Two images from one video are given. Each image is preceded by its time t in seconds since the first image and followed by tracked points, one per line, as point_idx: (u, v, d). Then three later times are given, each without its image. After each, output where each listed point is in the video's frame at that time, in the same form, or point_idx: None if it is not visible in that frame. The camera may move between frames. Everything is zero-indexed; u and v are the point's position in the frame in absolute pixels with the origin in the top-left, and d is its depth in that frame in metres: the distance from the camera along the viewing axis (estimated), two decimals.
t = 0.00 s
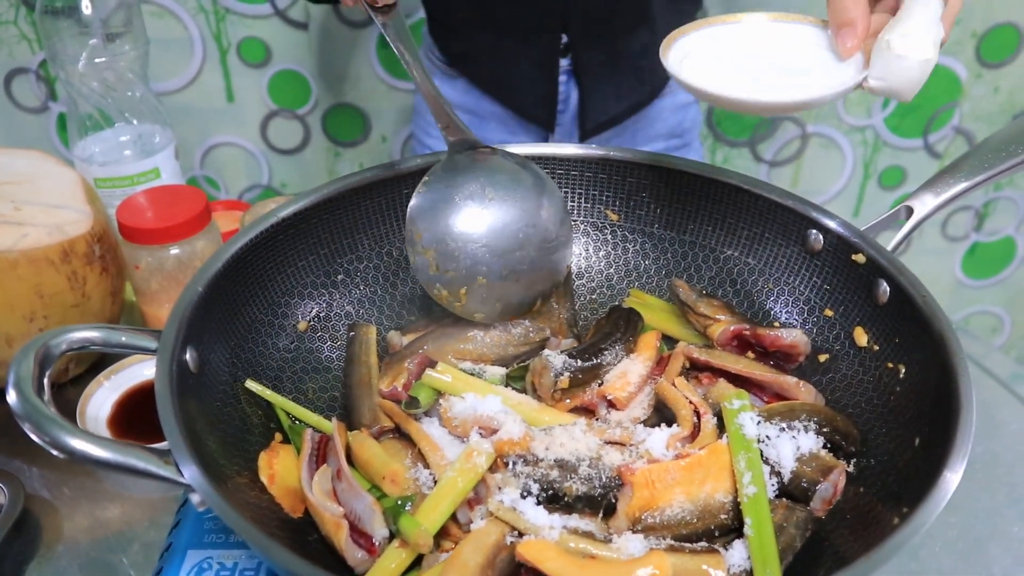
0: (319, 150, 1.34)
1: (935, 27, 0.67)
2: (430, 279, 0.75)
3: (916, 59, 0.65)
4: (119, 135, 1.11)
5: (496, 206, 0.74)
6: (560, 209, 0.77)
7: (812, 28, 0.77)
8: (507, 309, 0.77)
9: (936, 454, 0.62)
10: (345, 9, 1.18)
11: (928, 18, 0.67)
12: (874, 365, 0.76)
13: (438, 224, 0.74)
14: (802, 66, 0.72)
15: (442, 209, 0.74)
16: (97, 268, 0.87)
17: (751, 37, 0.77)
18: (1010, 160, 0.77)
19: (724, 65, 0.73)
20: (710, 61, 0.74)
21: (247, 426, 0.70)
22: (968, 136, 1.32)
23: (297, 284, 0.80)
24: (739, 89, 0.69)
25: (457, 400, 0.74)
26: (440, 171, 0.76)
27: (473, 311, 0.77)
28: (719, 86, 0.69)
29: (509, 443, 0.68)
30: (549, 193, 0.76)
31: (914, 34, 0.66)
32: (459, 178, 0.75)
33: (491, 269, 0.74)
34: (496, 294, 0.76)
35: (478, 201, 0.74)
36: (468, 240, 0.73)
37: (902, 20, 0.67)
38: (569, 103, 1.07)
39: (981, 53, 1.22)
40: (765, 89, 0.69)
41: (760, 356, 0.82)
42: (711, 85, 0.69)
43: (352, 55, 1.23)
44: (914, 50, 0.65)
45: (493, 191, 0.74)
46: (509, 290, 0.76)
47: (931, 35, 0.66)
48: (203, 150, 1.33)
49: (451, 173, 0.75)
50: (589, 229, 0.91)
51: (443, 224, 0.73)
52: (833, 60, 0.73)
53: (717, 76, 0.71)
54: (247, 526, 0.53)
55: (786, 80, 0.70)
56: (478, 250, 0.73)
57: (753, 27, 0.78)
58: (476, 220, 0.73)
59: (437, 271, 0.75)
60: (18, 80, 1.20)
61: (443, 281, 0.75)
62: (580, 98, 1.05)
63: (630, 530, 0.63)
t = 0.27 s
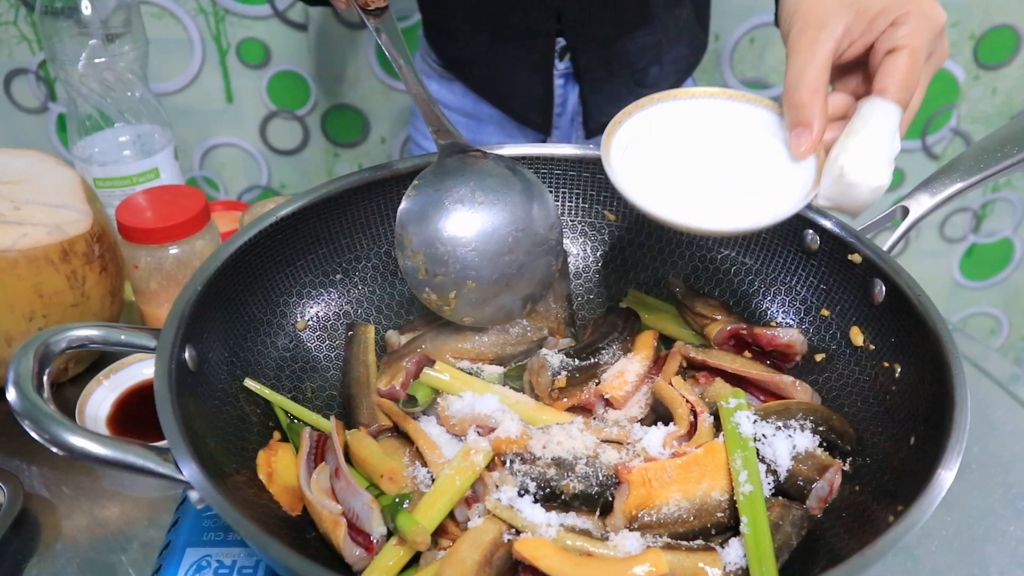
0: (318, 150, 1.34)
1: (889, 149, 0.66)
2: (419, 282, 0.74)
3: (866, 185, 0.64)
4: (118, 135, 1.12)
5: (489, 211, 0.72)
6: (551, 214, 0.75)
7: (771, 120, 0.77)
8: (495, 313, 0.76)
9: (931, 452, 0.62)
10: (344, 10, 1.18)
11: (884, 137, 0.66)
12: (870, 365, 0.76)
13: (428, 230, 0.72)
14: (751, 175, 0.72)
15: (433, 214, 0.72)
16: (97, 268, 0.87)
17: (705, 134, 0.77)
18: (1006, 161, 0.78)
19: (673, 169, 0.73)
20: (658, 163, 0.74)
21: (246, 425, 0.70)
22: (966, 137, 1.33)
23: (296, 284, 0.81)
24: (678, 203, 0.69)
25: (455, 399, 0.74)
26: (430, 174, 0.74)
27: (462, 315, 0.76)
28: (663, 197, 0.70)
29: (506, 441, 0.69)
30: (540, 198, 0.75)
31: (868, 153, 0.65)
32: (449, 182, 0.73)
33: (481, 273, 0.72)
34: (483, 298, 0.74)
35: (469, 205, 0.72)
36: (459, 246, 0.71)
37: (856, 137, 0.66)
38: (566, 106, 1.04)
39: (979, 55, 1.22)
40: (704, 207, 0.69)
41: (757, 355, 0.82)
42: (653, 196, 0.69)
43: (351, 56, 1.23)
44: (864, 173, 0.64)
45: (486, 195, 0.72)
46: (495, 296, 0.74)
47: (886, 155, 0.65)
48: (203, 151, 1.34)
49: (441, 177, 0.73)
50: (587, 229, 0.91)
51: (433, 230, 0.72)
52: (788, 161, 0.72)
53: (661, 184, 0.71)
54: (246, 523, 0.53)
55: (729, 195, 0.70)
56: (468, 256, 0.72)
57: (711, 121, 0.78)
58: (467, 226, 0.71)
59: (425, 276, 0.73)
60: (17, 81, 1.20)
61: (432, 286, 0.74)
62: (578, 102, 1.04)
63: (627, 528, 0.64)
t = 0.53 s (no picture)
0: (318, 151, 1.35)
1: (846, 230, 0.67)
2: (395, 273, 0.75)
3: (821, 275, 0.65)
4: (120, 135, 1.12)
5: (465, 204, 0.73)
6: (531, 210, 0.77)
7: (730, 191, 0.78)
8: (472, 305, 0.77)
9: (931, 450, 0.62)
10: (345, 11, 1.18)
11: (838, 224, 0.67)
12: (870, 363, 0.76)
13: (407, 221, 0.73)
14: (712, 254, 0.74)
15: (411, 205, 0.74)
16: (99, 267, 0.88)
17: (664, 211, 0.78)
18: (1005, 161, 0.78)
19: (633, 252, 0.75)
20: (620, 250, 0.75)
21: (248, 423, 0.70)
22: (966, 138, 1.33)
23: (298, 283, 0.81)
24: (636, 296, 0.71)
25: (456, 397, 0.74)
26: (411, 167, 0.76)
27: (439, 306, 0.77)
28: (621, 290, 0.72)
29: (507, 439, 0.69)
30: (520, 194, 0.76)
31: (822, 243, 0.66)
32: (428, 174, 0.75)
33: (457, 264, 0.74)
34: (461, 290, 0.75)
35: (447, 196, 0.74)
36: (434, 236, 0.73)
37: (811, 226, 0.67)
38: (564, 108, 1.04)
39: (979, 56, 1.23)
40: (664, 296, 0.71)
41: (758, 354, 0.82)
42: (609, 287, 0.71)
43: (352, 56, 1.23)
44: (819, 263, 0.65)
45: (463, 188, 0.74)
46: (471, 287, 0.75)
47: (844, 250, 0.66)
48: (204, 151, 1.34)
49: (421, 170, 0.75)
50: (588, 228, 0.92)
51: (411, 221, 0.73)
52: (742, 244, 0.74)
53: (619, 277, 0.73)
54: (249, 519, 0.53)
55: (689, 282, 0.72)
56: (444, 247, 0.73)
57: (668, 196, 0.79)
58: (446, 220, 0.73)
59: (403, 267, 0.74)
60: (19, 81, 1.20)
61: (409, 276, 0.74)
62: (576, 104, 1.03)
63: (628, 526, 0.64)
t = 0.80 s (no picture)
0: (318, 150, 1.35)
1: (813, 235, 0.68)
2: (381, 266, 0.72)
3: (786, 281, 0.65)
4: (119, 134, 1.12)
5: (451, 197, 0.71)
6: (520, 205, 0.75)
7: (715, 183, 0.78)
8: (458, 299, 0.74)
9: (929, 449, 0.62)
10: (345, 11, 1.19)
11: (806, 230, 0.67)
12: (868, 363, 0.77)
13: (393, 213, 0.71)
14: (698, 256, 0.74)
15: (398, 198, 0.71)
16: (98, 266, 0.88)
17: (640, 211, 0.78)
18: (1003, 161, 0.78)
19: (611, 251, 0.75)
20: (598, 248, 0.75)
21: (247, 421, 0.70)
22: (965, 139, 1.33)
23: (296, 281, 0.81)
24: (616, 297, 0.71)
25: (455, 396, 0.74)
26: (397, 159, 0.73)
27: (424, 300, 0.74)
28: (592, 290, 0.72)
29: (506, 437, 0.69)
30: (507, 189, 0.74)
31: (790, 250, 0.66)
32: (414, 167, 0.73)
33: (444, 257, 0.71)
34: (447, 283, 0.73)
35: (433, 189, 0.71)
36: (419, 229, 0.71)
37: (780, 232, 0.67)
38: (562, 109, 1.04)
39: (978, 57, 1.23)
40: (644, 295, 0.72)
41: (756, 354, 0.82)
42: (586, 287, 0.72)
43: (352, 57, 1.23)
44: (788, 268, 0.65)
45: (448, 179, 0.72)
46: (458, 282, 0.73)
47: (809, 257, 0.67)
48: (203, 150, 1.34)
49: (407, 163, 0.73)
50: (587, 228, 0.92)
51: (398, 214, 0.71)
52: (720, 241, 0.74)
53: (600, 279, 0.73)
54: (247, 517, 0.53)
55: (673, 281, 0.73)
56: (430, 241, 0.71)
57: (647, 194, 0.79)
58: (430, 213, 0.71)
59: (389, 259, 0.72)
60: (18, 80, 1.20)
61: (395, 269, 0.72)
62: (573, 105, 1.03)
63: (626, 524, 0.64)
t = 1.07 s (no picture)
0: (316, 152, 1.35)
1: (785, 227, 0.67)
2: (368, 256, 0.73)
3: (750, 277, 0.66)
4: (118, 136, 1.12)
5: (435, 187, 0.71)
6: (509, 197, 0.75)
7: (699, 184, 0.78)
8: (446, 290, 0.75)
9: (926, 451, 0.62)
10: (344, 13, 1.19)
11: (774, 224, 0.67)
12: (865, 365, 0.77)
13: (379, 204, 0.71)
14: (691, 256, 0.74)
15: (385, 188, 0.71)
16: (96, 267, 0.88)
17: (627, 216, 0.80)
18: (1000, 164, 0.78)
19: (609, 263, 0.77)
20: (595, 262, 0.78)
21: (244, 422, 0.70)
22: (963, 141, 1.33)
23: (295, 283, 0.81)
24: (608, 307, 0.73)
25: (452, 398, 0.74)
26: (385, 149, 0.73)
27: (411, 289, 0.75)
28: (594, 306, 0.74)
29: (503, 439, 0.70)
30: (497, 182, 0.74)
31: (752, 246, 0.67)
32: (402, 157, 0.72)
33: (430, 249, 0.71)
34: (434, 276, 0.73)
35: (421, 180, 0.71)
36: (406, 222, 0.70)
37: (747, 230, 0.67)
38: (558, 113, 1.05)
39: (976, 59, 1.23)
40: (635, 301, 0.73)
41: (754, 356, 0.82)
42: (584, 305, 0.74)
43: (350, 58, 1.24)
44: (749, 264, 0.66)
45: (434, 169, 0.72)
46: (443, 275, 0.73)
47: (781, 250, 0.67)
48: (202, 152, 1.34)
49: (395, 153, 0.72)
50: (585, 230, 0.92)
51: (385, 205, 0.71)
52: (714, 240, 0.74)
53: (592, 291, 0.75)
54: (245, 518, 0.53)
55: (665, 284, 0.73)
56: (417, 233, 0.70)
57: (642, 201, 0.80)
58: (417, 204, 0.70)
59: (375, 249, 0.72)
60: (17, 81, 1.20)
61: (381, 260, 0.72)
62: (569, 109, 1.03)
63: (623, 526, 0.64)
